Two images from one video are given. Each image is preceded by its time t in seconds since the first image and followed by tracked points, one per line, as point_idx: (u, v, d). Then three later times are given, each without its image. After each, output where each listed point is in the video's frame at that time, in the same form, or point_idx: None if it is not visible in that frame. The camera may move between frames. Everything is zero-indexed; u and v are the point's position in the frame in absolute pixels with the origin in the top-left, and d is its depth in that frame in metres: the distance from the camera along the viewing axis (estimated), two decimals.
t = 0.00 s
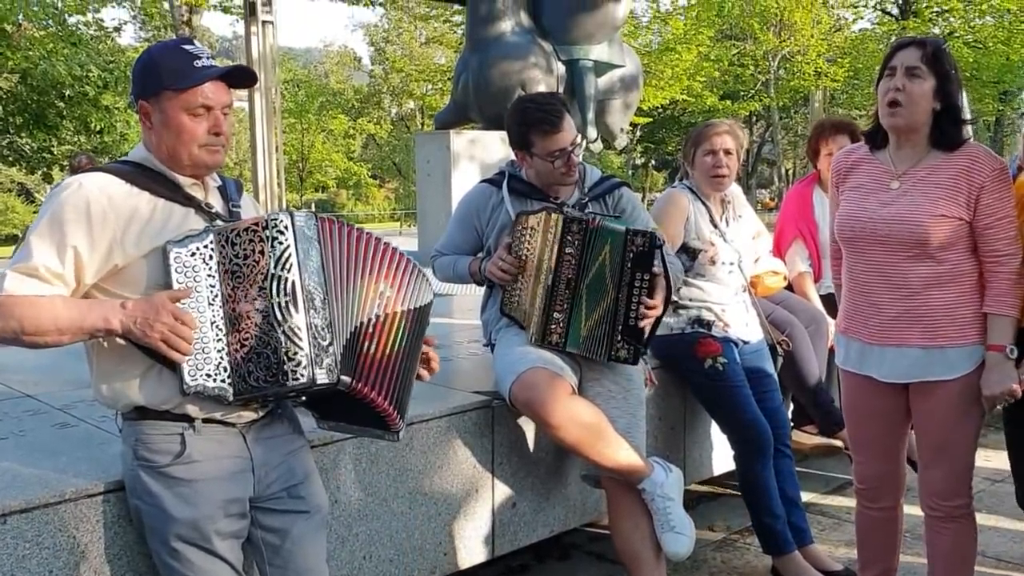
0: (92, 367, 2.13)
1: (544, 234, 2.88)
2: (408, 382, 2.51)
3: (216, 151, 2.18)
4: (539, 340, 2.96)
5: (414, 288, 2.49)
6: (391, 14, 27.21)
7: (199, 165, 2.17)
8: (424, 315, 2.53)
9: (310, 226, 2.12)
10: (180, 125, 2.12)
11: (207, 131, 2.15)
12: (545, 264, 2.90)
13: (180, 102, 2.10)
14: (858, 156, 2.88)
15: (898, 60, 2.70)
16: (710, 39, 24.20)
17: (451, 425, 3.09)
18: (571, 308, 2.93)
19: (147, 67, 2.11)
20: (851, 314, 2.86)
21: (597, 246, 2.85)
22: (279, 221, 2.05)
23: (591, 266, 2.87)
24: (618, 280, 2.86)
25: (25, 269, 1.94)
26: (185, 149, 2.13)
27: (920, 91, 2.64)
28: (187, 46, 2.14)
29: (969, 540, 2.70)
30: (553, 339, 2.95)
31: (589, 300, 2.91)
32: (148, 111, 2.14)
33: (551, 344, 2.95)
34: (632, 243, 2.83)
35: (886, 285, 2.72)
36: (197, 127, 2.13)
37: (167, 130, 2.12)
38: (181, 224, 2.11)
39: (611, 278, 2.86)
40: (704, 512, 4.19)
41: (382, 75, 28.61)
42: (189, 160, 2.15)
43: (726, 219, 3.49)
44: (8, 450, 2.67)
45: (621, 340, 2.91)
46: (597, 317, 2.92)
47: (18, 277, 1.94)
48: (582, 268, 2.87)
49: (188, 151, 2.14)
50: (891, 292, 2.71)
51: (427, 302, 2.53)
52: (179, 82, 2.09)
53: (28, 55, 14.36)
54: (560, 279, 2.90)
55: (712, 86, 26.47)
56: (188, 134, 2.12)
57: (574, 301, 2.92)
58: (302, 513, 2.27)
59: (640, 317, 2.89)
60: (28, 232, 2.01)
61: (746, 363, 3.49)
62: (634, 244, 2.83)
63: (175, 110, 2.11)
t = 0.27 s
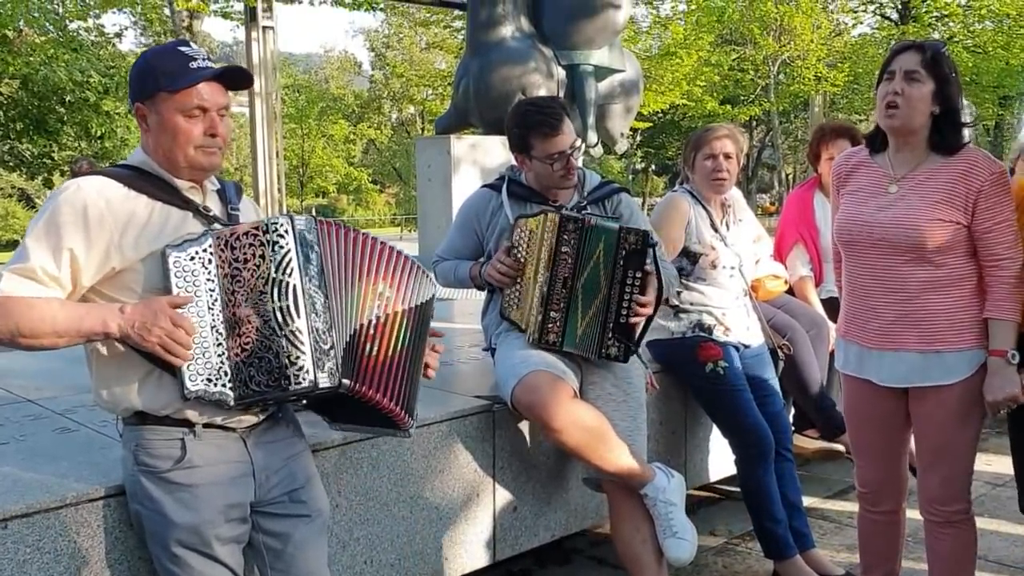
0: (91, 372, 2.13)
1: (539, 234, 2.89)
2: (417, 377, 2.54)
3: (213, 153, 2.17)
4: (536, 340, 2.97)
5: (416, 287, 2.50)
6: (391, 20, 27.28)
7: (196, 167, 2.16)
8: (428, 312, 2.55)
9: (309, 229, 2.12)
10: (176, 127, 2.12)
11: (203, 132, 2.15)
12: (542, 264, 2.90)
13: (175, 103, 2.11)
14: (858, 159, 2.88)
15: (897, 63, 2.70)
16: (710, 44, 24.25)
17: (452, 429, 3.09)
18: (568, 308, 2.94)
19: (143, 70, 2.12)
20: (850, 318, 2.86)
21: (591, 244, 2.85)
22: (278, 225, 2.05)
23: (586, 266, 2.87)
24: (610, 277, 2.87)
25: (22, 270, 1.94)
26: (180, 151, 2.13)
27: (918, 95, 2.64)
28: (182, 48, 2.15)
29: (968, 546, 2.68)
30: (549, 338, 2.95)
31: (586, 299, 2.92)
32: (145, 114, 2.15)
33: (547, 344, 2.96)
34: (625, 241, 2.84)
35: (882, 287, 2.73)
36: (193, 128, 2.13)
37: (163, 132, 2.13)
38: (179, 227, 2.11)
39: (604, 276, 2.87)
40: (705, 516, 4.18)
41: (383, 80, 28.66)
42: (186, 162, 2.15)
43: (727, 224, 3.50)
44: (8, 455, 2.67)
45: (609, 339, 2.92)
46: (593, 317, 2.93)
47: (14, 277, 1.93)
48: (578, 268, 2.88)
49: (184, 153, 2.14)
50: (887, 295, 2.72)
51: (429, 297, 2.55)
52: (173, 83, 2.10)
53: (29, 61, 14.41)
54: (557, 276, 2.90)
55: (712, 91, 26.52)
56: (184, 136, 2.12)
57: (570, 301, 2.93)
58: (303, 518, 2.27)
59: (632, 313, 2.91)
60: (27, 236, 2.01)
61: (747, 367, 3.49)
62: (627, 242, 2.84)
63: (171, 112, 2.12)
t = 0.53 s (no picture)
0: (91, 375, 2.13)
1: (544, 234, 2.88)
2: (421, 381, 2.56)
3: (210, 155, 2.17)
4: (539, 337, 2.96)
5: (418, 292, 2.52)
6: (392, 22, 27.31)
7: (194, 169, 2.17)
8: (430, 318, 2.57)
9: (306, 231, 2.13)
10: (172, 129, 2.12)
11: (200, 134, 2.15)
12: (544, 263, 2.90)
13: (171, 106, 2.11)
14: (861, 161, 2.88)
15: (898, 64, 2.70)
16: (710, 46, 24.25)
17: (454, 430, 3.08)
18: (570, 307, 2.94)
19: (138, 72, 2.11)
20: (855, 321, 2.86)
21: (591, 243, 2.88)
22: (275, 226, 2.05)
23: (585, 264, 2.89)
24: (606, 275, 2.90)
25: (22, 278, 1.94)
26: (177, 154, 2.13)
27: (920, 95, 2.64)
28: (177, 50, 2.15)
29: (973, 549, 2.67)
30: (551, 335, 2.95)
31: (584, 298, 2.93)
32: (142, 117, 2.15)
33: (548, 342, 2.96)
34: (621, 238, 2.89)
35: (883, 287, 2.73)
36: (189, 131, 2.13)
37: (159, 135, 2.12)
38: (178, 229, 2.12)
39: (600, 273, 2.90)
40: (707, 518, 4.18)
41: (383, 82, 28.67)
42: (183, 165, 2.15)
43: (729, 225, 3.50)
44: (10, 456, 2.67)
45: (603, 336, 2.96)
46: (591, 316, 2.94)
47: (15, 286, 1.94)
48: (580, 266, 2.89)
49: (181, 156, 2.14)
50: (890, 299, 2.72)
51: (431, 304, 2.57)
52: (168, 86, 2.09)
53: (30, 63, 14.43)
54: (562, 275, 2.90)
55: (712, 93, 26.52)
56: (180, 139, 2.13)
57: (572, 300, 2.93)
58: (304, 519, 2.26)
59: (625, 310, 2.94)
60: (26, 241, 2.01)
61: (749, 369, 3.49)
62: (622, 240, 2.89)
63: (167, 115, 2.11)
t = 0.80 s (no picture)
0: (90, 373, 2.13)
1: (551, 234, 2.88)
2: (423, 383, 2.57)
3: (208, 154, 2.17)
4: (542, 338, 2.96)
5: (422, 292, 2.52)
6: (392, 23, 27.33)
7: (193, 168, 2.17)
8: (432, 320, 2.57)
9: (308, 227, 2.13)
10: (170, 129, 2.12)
11: (198, 134, 2.15)
12: (549, 262, 2.90)
13: (169, 105, 2.11)
14: (865, 160, 2.88)
15: (898, 63, 2.70)
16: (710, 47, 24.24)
17: (454, 430, 3.09)
18: (574, 308, 2.93)
19: (136, 73, 2.12)
20: (858, 320, 2.86)
21: (597, 245, 2.87)
22: (277, 222, 2.07)
23: (592, 267, 2.88)
24: (613, 277, 2.89)
25: (24, 274, 1.94)
26: (176, 153, 2.13)
27: (920, 95, 2.64)
28: (175, 50, 2.15)
29: (975, 549, 2.67)
30: (555, 335, 2.95)
31: (590, 300, 2.93)
32: (140, 117, 2.15)
33: (552, 341, 2.95)
34: (631, 241, 2.87)
35: (885, 286, 2.74)
36: (187, 130, 2.13)
37: (158, 135, 2.12)
38: (178, 228, 2.12)
39: (608, 275, 2.89)
40: (707, 518, 4.18)
41: (383, 82, 28.67)
42: (183, 164, 2.15)
43: (729, 225, 3.50)
44: (11, 456, 2.67)
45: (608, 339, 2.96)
46: (596, 318, 2.94)
47: (16, 283, 1.93)
48: (586, 268, 2.88)
49: (179, 155, 2.14)
50: (892, 298, 2.72)
51: (434, 305, 2.56)
52: (166, 86, 2.09)
53: (30, 65, 14.44)
54: (568, 275, 2.90)
55: (712, 93, 26.51)
56: (178, 138, 2.12)
57: (577, 301, 2.93)
58: (304, 519, 2.26)
59: (630, 315, 2.93)
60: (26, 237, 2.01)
61: (749, 368, 3.49)
62: (632, 244, 2.87)
63: (165, 114, 2.11)
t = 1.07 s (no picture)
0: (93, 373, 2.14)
1: (562, 232, 2.90)
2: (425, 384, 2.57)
3: (208, 153, 2.18)
4: (550, 335, 2.96)
5: (424, 292, 2.53)
6: (392, 23, 27.35)
7: (193, 167, 2.17)
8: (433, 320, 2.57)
9: (309, 227, 2.14)
10: (170, 128, 2.13)
11: (198, 133, 2.16)
12: (559, 259, 2.91)
13: (169, 105, 2.12)
14: (866, 158, 2.88)
15: (898, 63, 2.71)
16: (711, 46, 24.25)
17: (455, 430, 3.09)
18: (583, 306, 2.93)
19: (136, 73, 2.12)
20: (859, 317, 2.87)
21: (614, 246, 2.87)
22: (278, 222, 2.08)
23: (604, 267, 2.88)
24: (629, 282, 2.87)
25: (24, 277, 1.95)
26: (176, 152, 2.14)
27: (920, 94, 2.65)
28: (174, 49, 2.16)
29: (977, 546, 2.67)
30: (562, 334, 2.95)
31: (601, 302, 2.92)
32: (140, 117, 2.16)
33: (559, 340, 2.96)
34: (652, 249, 2.85)
35: (886, 285, 2.74)
36: (187, 129, 2.14)
37: (158, 135, 2.13)
38: (179, 227, 2.13)
39: (623, 280, 2.87)
40: (708, 516, 4.18)
41: (383, 83, 28.70)
42: (183, 164, 2.16)
43: (729, 224, 3.50)
44: (12, 457, 2.68)
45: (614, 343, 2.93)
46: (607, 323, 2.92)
47: (16, 285, 1.95)
48: (597, 268, 2.89)
49: (180, 154, 2.14)
50: (892, 295, 2.73)
51: (435, 306, 2.57)
52: (166, 85, 2.10)
53: (31, 67, 14.46)
54: (577, 273, 2.90)
55: (713, 92, 26.52)
56: (178, 136, 2.13)
57: (586, 300, 2.93)
58: (306, 518, 2.27)
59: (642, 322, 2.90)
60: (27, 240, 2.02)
61: (750, 367, 3.49)
62: (651, 252, 2.85)
63: (165, 114, 2.12)
